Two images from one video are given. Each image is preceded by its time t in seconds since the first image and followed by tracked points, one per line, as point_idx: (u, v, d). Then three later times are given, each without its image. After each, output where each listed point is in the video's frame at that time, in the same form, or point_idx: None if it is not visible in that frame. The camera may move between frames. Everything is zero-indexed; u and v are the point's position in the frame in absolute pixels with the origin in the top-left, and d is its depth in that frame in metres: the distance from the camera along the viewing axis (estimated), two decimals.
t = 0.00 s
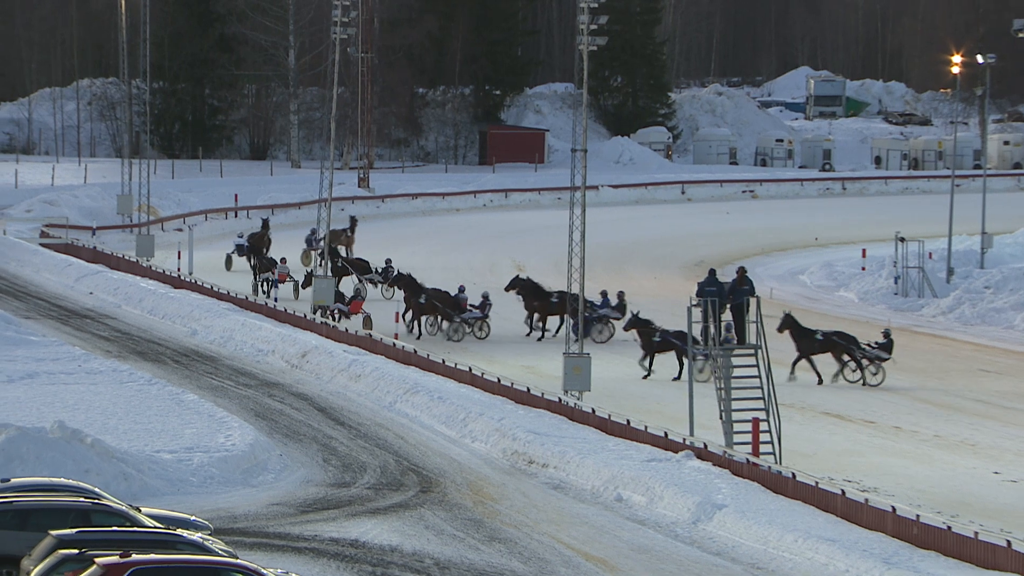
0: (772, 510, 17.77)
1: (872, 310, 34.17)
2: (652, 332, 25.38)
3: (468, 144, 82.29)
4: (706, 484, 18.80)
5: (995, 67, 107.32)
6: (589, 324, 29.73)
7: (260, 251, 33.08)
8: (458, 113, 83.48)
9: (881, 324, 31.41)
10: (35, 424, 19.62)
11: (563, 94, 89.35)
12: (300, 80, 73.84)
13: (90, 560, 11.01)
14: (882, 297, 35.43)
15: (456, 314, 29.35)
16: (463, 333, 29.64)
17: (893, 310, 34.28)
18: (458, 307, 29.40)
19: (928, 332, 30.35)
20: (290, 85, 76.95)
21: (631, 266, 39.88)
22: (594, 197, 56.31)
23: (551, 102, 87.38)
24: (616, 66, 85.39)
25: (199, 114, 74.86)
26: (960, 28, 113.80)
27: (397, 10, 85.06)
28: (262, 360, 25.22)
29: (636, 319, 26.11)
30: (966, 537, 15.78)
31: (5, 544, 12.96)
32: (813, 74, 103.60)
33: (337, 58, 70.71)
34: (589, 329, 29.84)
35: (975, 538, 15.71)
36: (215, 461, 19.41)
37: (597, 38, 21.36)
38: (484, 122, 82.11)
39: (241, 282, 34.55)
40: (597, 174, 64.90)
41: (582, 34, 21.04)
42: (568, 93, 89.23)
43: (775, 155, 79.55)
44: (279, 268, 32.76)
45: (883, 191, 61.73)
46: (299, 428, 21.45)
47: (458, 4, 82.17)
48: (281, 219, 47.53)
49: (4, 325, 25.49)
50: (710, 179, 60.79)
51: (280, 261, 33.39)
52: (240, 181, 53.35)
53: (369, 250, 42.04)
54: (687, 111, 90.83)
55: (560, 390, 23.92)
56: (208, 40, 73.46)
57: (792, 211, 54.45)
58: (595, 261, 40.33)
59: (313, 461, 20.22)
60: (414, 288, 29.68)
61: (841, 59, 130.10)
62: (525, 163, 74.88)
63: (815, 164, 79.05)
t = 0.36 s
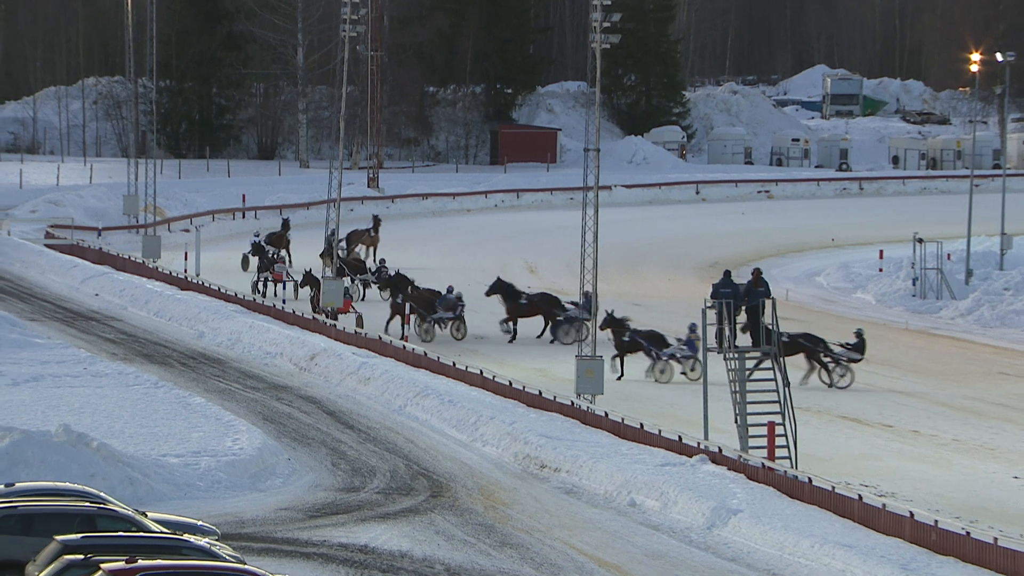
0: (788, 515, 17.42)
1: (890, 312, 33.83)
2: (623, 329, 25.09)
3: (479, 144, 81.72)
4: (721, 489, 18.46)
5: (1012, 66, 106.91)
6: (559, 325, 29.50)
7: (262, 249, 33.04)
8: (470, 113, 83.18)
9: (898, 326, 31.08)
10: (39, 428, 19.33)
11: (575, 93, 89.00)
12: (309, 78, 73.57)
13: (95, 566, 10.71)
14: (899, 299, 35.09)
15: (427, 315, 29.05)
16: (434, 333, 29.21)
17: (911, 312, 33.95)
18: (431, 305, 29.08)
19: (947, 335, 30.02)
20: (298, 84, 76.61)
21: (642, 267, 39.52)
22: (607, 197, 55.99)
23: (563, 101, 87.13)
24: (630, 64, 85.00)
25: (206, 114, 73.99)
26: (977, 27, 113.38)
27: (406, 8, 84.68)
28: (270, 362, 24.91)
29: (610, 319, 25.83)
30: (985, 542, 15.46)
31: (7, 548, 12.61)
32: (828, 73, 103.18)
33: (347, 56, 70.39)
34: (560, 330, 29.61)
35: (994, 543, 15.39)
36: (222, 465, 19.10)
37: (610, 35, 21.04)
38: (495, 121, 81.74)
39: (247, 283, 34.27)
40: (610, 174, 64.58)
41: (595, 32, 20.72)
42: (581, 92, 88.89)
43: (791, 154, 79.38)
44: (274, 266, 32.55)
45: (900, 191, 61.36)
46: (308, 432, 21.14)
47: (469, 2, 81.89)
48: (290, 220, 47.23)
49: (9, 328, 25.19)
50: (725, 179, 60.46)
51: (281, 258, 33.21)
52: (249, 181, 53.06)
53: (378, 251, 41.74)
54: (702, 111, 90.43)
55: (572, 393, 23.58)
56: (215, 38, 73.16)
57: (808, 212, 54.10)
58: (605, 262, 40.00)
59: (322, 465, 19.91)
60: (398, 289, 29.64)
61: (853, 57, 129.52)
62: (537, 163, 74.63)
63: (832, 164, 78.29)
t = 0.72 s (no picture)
0: (802, 519, 17.12)
1: (905, 313, 33.53)
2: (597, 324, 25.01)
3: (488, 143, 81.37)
4: (734, 493, 18.16)
5: None
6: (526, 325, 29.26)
7: (270, 245, 32.98)
8: (479, 111, 82.88)
9: (914, 327, 30.78)
10: (43, 431, 19.05)
11: (586, 91, 88.71)
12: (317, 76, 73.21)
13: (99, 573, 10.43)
14: (915, 300, 34.79)
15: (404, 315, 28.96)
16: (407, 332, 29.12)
17: (926, 313, 33.64)
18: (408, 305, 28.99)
19: (964, 336, 29.70)
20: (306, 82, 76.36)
21: (651, 267, 39.20)
22: (618, 196, 55.70)
23: (574, 100, 86.83)
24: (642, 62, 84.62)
25: (211, 112, 73.93)
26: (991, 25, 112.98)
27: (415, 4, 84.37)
28: (276, 364, 24.62)
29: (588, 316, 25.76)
30: (1002, 547, 15.18)
31: (9, 553, 12.33)
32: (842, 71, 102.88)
33: (355, 54, 70.05)
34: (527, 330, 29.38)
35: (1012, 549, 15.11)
36: (227, 468, 18.82)
37: (622, 32, 20.73)
38: (504, 119, 81.41)
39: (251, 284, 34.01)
40: (621, 174, 64.31)
41: (606, 29, 20.41)
42: (591, 90, 88.61)
43: (805, 154, 79.22)
44: (278, 263, 32.35)
45: (916, 191, 61.05)
46: (315, 435, 20.85)
47: None
48: (296, 220, 46.97)
49: (11, 329, 24.91)
50: (738, 178, 60.16)
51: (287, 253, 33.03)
52: (255, 181, 52.79)
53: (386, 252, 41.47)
54: (715, 109, 89.73)
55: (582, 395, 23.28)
56: (221, 35, 72.94)
57: (823, 212, 53.76)
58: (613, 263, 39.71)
59: (328, 468, 19.62)
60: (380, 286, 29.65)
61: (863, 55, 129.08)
62: (547, 162, 74.33)
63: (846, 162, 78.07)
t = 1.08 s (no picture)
0: (816, 522, 16.81)
1: (920, 313, 33.24)
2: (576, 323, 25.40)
3: (497, 141, 81.04)
4: (746, 496, 17.86)
5: None
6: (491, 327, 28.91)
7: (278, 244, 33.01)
8: (488, 108, 82.51)
9: (929, 328, 30.47)
10: (45, 433, 18.78)
11: (596, 88, 88.33)
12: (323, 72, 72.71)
13: None
14: (930, 300, 34.53)
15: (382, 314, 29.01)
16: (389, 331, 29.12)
17: (941, 313, 33.37)
18: (387, 306, 29.06)
19: (980, 337, 29.40)
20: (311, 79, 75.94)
21: (660, 267, 38.88)
22: (629, 195, 55.36)
23: (584, 97, 86.47)
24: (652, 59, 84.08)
25: (216, 110, 73.79)
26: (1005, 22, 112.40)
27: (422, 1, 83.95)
28: (282, 365, 24.34)
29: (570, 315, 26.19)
30: (1019, 551, 14.88)
31: (9, 556, 12.04)
32: (856, 68, 102.42)
33: (362, 50, 69.65)
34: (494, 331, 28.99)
35: None
36: (232, 471, 18.54)
37: (632, 29, 20.44)
38: (513, 117, 81.10)
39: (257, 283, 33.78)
40: (631, 172, 63.98)
41: (616, 26, 20.12)
42: (602, 87, 88.23)
43: (818, 152, 78.79)
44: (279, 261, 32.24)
45: (932, 189, 60.73)
46: (321, 437, 20.58)
47: None
48: (302, 219, 46.66)
49: (13, 330, 24.62)
50: (751, 177, 59.84)
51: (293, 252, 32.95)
52: (262, 179, 52.49)
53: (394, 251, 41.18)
54: (726, 106, 89.12)
55: (592, 397, 22.98)
56: (226, 32, 72.59)
57: (836, 211, 53.42)
58: (622, 262, 39.40)
59: (335, 471, 19.33)
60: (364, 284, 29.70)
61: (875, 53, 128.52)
62: (557, 161, 73.96)
63: (861, 160, 78.59)
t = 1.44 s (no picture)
0: (826, 526, 16.52)
1: (931, 313, 32.94)
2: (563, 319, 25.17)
3: (503, 139, 80.79)
4: (756, 499, 17.57)
5: None
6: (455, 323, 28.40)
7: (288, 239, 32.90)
8: (493, 105, 82.15)
9: (941, 328, 30.17)
10: (44, 435, 18.50)
11: (603, 85, 88.04)
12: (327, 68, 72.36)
13: None
14: (942, 300, 34.25)
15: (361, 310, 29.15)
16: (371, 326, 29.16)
17: (954, 313, 33.08)
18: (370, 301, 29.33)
19: (992, 337, 29.11)
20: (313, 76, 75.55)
21: (666, 266, 38.54)
22: (636, 194, 55.03)
23: (591, 94, 86.12)
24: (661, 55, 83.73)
25: (218, 107, 73.49)
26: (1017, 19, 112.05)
27: None
28: (285, 366, 24.04)
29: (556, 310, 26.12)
30: None
31: (8, 560, 11.75)
32: (867, 65, 102.09)
33: (364, 46, 69.36)
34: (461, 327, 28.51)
35: None
36: (234, 473, 18.26)
37: (640, 25, 20.15)
38: (519, 115, 80.97)
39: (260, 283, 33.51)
40: (638, 170, 63.69)
41: (624, 22, 19.85)
42: (609, 84, 87.93)
43: (829, 150, 78.43)
44: (282, 257, 32.16)
45: (943, 187, 60.44)
46: (324, 439, 20.28)
47: None
48: (304, 218, 46.36)
49: (12, 330, 24.33)
50: (760, 175, 59.55)
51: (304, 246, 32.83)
52: (263, 178, 52.23)
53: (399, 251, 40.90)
54: (736, 103, 89.13)
55: (599, 398, 22.67)
56: (228, 28, 72.23)
57: (847, 209, 53.13)
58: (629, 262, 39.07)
59: (338, 473, 19.05)
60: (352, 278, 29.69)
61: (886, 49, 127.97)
62: (564, 158, 73.61)
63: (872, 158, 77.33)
